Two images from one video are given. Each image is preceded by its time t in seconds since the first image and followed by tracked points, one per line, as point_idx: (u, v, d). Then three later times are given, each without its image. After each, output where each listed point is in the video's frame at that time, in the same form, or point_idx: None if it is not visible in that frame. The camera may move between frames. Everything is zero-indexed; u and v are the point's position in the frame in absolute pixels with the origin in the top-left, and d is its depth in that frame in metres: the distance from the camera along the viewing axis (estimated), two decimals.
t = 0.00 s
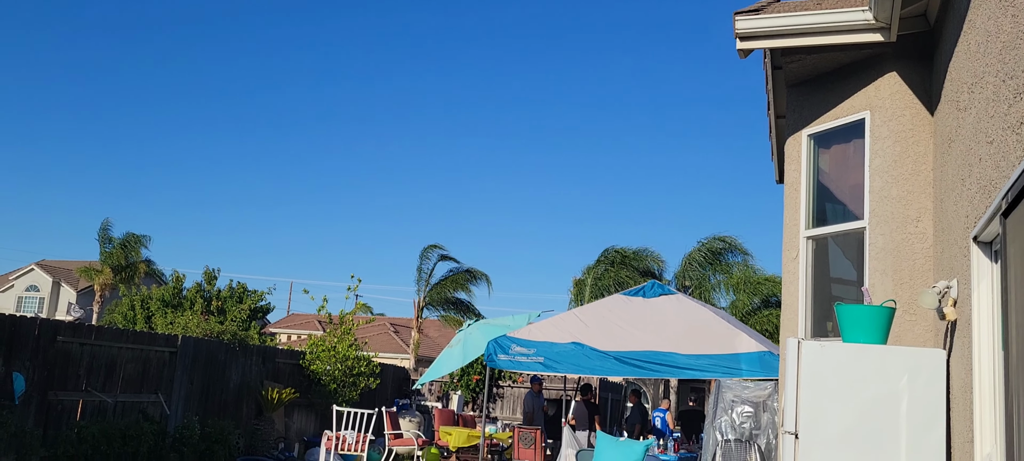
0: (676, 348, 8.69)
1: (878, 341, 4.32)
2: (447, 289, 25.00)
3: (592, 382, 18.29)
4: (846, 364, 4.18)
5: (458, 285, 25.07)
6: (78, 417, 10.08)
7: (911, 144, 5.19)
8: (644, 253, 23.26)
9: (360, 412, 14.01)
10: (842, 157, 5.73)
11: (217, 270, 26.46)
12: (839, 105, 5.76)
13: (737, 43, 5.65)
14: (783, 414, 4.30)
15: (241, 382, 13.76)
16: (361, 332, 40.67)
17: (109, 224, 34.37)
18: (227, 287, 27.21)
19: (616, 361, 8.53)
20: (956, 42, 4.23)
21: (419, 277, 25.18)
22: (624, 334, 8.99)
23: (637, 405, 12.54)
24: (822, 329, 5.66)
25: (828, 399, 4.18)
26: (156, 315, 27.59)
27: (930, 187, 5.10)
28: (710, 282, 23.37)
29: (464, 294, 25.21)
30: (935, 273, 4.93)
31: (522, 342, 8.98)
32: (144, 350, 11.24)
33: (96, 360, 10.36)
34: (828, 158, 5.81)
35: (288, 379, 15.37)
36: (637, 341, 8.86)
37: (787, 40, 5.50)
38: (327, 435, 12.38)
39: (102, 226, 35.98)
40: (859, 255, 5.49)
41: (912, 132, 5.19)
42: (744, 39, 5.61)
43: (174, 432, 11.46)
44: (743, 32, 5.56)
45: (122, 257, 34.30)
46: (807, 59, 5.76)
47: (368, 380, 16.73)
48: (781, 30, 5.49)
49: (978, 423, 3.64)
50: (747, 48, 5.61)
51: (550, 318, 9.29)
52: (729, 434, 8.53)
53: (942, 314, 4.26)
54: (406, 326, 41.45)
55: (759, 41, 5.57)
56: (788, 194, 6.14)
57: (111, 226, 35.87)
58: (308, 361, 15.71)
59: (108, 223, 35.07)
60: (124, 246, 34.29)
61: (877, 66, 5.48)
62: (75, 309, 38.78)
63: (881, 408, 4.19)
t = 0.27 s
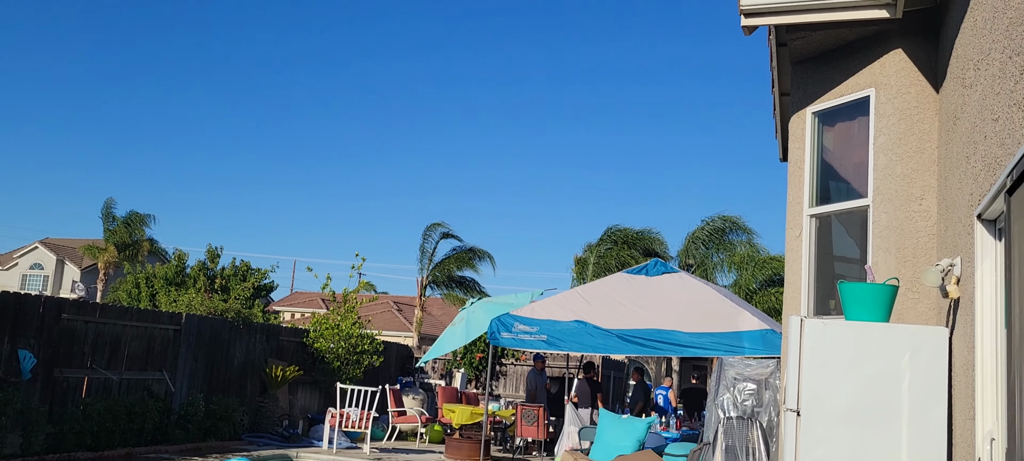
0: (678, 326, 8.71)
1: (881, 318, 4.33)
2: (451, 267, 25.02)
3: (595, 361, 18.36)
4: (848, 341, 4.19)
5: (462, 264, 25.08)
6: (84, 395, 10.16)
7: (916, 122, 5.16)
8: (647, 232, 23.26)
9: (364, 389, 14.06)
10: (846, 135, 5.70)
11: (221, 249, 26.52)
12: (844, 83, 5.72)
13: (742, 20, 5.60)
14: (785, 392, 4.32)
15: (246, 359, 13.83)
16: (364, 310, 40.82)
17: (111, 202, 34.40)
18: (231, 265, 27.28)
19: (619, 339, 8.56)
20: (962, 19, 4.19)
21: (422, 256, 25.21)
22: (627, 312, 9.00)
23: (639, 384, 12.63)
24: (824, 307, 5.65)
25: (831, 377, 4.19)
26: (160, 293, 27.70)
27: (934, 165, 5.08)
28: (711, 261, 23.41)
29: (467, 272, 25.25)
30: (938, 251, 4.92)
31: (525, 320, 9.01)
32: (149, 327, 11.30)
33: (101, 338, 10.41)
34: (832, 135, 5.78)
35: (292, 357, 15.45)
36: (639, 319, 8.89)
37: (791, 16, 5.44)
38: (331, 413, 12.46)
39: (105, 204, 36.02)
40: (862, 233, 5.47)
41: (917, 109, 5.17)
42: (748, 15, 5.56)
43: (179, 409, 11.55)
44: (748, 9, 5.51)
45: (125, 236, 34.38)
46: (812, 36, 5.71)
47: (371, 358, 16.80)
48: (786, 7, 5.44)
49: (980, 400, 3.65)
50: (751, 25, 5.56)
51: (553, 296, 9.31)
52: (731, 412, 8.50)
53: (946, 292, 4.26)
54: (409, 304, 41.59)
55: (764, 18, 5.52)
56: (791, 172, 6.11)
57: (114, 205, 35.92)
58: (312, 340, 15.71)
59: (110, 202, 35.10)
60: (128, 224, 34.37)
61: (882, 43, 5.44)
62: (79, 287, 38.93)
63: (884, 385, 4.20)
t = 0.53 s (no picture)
0: (680, 308, 8.72)
1: (883, 300, 4.33)
2: (453, 250, 25.01)
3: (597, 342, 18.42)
4: (849, 322, 4.20)
5: (464, 246, 25.11)
6: (87, 375, 10.21)
7: (920, 103, 5.14)
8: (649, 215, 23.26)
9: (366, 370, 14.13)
10: (850, 117, 5.68)
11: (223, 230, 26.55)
12: (848, 64, 5.69)
13: None
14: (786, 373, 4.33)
15: (248, 340, 13.88)
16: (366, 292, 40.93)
17: (112, 184, 34.39)
18: (233, 246, 27.31)
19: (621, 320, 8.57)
20: None
21: (424, 238, 25.23)
22: (629, 294, 9.01)
23: (643, 365, 12.64)
24: (826, 289, 5.66)
25: (834, 358, 4.20)
26: (163, 275, 27.76)
27: (938, 146, 5.06)
28: (713, 243, 23.42)
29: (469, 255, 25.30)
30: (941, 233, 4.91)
31: (527, 301, 9.02)
32: (151, 308, 11.33)
33: (104, 319, 10.44)
34: (836, 117, 5.76)
35: (294, 339, 15.50)
36: (641, 301, 8.91)
37: None
38: (334, 394, 12.54)
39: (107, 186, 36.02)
40: (864, 215, 5.47)
41: (921, 90, 5.14)
42: None
43: (182, 390, 11.60)
44: None
45: (127, 217, 34.42)
46: (817, 16, 5.67)
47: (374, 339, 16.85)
48: None
49: (981, 380, 3.66)
50: (755, 5, 5.52)
51: (555, 278, 9.32)
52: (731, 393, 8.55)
53: (948, 274, 4.26)
54: (411, 286, 41.70)
55: None
56: (794, 154, 6.09)
57: (116, 186, 35.93)
58: (314, 321, 15.79)
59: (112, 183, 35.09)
60: (130, 205, 34.41)
61: (887, 23, 5.41)
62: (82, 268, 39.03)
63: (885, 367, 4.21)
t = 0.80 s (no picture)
0: (681, 292, 8.73)
1: (883, 284, 4.33)
2: (453, 234, 25.07)
3: (597, 326, 18.46)
4: (850, 306, 4.20)
5: (464, 232, 25.12)
6: (90, 357, 10.25)
7: (923, 87, 5.12)
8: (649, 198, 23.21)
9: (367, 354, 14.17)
10: (852, 101, 5.66)
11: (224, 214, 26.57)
12: (851, 47, 5.66)
13: None
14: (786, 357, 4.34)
15: (250, 324, 13.91)
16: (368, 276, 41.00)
17: (112, 168, 34.36)
18: (234, 230, 27.33)
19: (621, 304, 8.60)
20: None
21: (425, 222, 25.23)
22: (630, 278, 9.02)
23: (643, 349, 12.66)
24: (827, 273, 5.65)
25: (833, 342, 4.21)
26: (164, 258, 27.81)
27: (940, 130, 5.05)
28: (712, 228, 23.38)
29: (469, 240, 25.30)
30: (942, 217, 4.90)
31: (528, 285, 9.04)
32: (152, 291, 11.35)
33: (106, 302, 10.47)
34: (838, 101, 5.74)
35: (296, 322, 15.54)
36: (642, 285, 8.92)
37: None
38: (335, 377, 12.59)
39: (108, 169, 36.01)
40: (866, 199, 5.46)
41: (924, 74, 5.12)
42: None
43: (184, 372, 11.65)
44: None
45: (128, 201, 34.45)
46: None
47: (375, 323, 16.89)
48: None
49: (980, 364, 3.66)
50: None
51: (556, 262, 9.33)
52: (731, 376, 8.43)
53: (948, 258, 4.26)
54: (412, 270, 41.76)
55: None
56: (796, 138, 6.07)
57: (117, 170, 35.91)
58: (316, 304, 15.81)
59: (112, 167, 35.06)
60: (130, 189, 34.42)
61: (890, 7, 5.38)
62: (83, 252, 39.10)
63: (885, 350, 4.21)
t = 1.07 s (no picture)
0: (682, 278, 8.73)
1: (884, 270, 4.32)
2: (454, 221, 25.07)
3: (598, 312, 18.49)
4: (850, 292, 4.20)
5: (465, 218, 25.11)
6: (91, 342, 10.27)
7: (926, 72, 5.10)
8: (648, 183, 23.10)
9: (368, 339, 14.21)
10: (855, 86, 5.64)
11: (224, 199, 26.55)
12: (854, 32, 5.63)
13: None
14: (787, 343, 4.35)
15: (251, 309, 13.94)
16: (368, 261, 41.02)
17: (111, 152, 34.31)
18: (235, 215, 27.32)
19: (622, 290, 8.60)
20: None
21: (426, 208, 25.21)
22: (631, 264, 9.02)
23: (644, 334, 12.66)
24: (828, 259, 5.65)
25: (834, 329, 4.22)
26: (165, 243, 27.82)
27: (943, 116, 5.03)
28: (712, 215, 23.29)
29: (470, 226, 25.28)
30: (943, 203, 4.90)
31: (529, 271, 9.05)
32: (153, 276, 11.36)
33: (107, 286, 10.48)
34: (841, 86, 5.72)
35: (297, 307, 15.57)
36: (643, 271, 8.92)
37: None
38: (336, 362, 12.63)
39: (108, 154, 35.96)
40: (868, 185, 5.45)
41: (927, 60, 5.10)
42: None
43: (185, 357, 11.68)
44: None
45: (128, 186, 34.42)
46: None
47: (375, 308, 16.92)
48: None
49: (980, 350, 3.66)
50: None
51: (557, 247, 9.33)
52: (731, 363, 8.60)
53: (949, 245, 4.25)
54: (413, 255, 41.76)
55: None
56: (798, 123, 6.04)
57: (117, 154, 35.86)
58: (317, 289, 15.84)
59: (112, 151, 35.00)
60: (130, 174, 34.39)
61: None
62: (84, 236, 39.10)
63: (885, 336, 4.22)
